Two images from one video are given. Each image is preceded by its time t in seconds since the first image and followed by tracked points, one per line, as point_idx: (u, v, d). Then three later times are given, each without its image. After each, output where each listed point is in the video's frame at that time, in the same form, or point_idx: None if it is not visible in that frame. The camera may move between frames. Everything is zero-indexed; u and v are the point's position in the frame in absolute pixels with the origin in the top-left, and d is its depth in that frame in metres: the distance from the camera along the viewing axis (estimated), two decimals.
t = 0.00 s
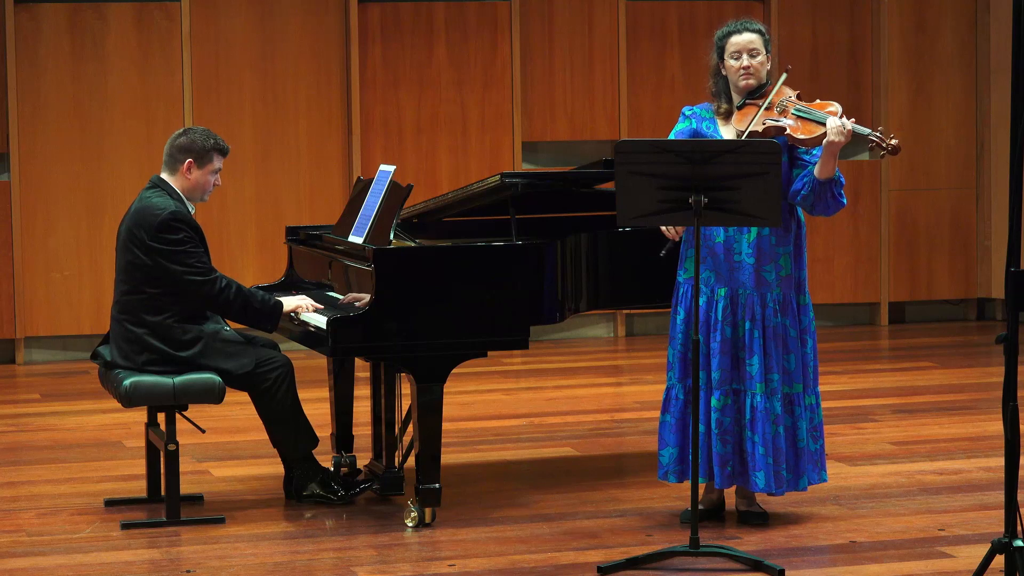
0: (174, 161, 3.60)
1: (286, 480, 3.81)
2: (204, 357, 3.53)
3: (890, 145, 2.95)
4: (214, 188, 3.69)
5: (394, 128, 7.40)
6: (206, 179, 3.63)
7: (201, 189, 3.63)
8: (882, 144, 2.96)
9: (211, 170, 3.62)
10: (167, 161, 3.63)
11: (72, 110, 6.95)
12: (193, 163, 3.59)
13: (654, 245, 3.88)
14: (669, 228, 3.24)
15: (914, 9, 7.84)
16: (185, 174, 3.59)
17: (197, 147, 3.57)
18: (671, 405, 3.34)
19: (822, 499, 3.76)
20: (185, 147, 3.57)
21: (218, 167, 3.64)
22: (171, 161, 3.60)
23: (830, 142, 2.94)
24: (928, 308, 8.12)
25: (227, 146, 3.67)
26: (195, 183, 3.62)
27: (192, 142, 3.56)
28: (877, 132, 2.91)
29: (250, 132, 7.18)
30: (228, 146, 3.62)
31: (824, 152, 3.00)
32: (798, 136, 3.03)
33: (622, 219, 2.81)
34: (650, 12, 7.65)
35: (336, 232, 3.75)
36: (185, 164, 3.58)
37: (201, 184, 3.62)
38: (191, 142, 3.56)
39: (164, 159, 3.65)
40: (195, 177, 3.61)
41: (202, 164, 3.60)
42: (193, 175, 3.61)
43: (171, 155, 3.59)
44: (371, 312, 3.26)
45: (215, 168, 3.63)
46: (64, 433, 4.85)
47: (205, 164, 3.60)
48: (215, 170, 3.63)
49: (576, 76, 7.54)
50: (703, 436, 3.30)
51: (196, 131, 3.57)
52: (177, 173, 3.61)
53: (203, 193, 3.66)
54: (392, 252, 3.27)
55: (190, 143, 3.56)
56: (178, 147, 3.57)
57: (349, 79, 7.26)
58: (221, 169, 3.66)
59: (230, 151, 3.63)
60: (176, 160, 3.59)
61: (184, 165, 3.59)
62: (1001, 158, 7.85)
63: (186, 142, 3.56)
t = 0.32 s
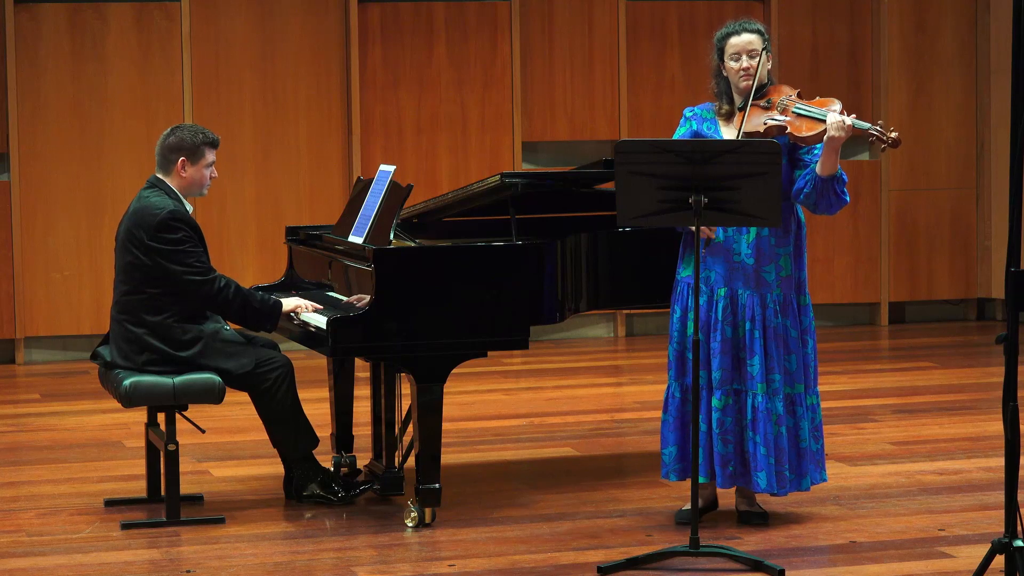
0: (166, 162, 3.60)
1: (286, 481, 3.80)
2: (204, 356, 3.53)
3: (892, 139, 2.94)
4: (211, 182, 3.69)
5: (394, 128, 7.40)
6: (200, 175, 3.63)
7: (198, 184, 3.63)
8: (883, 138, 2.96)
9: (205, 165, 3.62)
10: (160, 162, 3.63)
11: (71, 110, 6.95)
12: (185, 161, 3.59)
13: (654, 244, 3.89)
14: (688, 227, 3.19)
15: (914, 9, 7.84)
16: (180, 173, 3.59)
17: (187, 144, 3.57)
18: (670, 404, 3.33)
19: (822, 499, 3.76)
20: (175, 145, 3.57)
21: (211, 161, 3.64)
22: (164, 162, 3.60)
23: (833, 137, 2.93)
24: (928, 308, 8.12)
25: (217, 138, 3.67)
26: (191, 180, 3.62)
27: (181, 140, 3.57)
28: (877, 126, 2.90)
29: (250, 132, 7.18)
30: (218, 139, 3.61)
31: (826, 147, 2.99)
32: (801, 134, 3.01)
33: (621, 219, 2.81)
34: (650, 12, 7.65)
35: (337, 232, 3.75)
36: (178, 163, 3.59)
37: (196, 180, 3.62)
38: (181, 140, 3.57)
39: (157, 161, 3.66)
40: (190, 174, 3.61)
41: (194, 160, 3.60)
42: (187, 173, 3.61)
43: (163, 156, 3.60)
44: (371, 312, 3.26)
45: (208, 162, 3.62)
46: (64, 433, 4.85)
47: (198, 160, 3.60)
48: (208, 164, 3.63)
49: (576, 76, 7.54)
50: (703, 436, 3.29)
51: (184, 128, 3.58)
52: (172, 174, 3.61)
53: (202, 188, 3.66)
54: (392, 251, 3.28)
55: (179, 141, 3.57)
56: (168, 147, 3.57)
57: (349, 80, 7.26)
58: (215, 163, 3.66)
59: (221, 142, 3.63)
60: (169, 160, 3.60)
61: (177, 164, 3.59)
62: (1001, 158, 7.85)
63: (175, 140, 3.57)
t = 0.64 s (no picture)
0: (160, 164, 3.60)
1: (286, 481, 3.80)
2: (203, 356, 3.53)
3: (887, 134, 2.95)
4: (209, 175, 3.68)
5: (394, 128, 7.40)
6: (196, 170, 3.62)
7: (196, 179, 3.63)
8: (878, 133, 2.97)
9: (200, 160, 3.62)
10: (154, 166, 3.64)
11: (71, 110, 6.94)
12: (178, 159, 3.59)
13: (654, 243, 3.89)
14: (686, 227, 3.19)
15: (914, 8, 7.84)
16: (176, 172, 3.59)
17: (177, 141, 3.57)
18: (668, 404, 3.32)
19: (822, 499, 3.76)
20: (166, 145, 3.57)
21: (205, 154, 3.63)
22: (158, 166, 3.60)
23: (829, 138, 2.94)
24: (928, 307, 8.12)
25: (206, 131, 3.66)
26: (188, 177, 3.62)
27: (171, 138, 3.57)
28: (873, 122, 2.91)
29: (251, 132, 7.18)
30: (208, 131, 3.61)
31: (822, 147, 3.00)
32: (795, 133, 3.06)
33: (621, 219, 2.81)
34: (650, 12, 7.65)
35: (337, 232, 3.74)
36: (172, 162, 3.59)
37: (193, 176, 3.62)
38: (171, 138, 3.57)
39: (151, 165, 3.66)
40: (186, 171, 3.61)
41: (187, 157, 3.59)
42: (183, 170, 3.61)
43: (156, 158, 3.60)
44: (371, 312, 3.26)
45: (201, 156, 3.62)
46: (64, 433, 4.85)
47: (191, 156, 3.60)
48: (201, 158, 3.62)
49: (576, 76, 7.54)
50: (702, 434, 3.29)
51: (171, 127, 3.58)
52: (168, 175, 3.61)
53: (201, 183, 3.66)
54: (393, 251, 3.27)
55: (169, 140, 3.57)
56: (159, 149, 3.57)
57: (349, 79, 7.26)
58: (208, 156, 3.66)
59: (210, 134, 3.63)
60: (162, 162, 3.59)
61: (170, 163, 3.59)
62: (1001, 158, 7.85)
63: (166, 140, 3.57)
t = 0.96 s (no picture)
0: (158, 167, 3.60)
1: (286, 481, 3.80)
2: (203, 356, 3.52)
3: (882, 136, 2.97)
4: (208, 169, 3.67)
5: (394, 128, 7.40)
6: (194, 166, 3.62)
7: (196, 174, 3.62)
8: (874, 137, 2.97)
9: (195, 155, 3.61)
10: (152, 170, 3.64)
11: (71, 111, 6.94)
12: (174, 159, 3.59)
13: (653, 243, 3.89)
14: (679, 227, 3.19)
15: (915, 8, 7.83)
16: (176, 172, 3.59)
17: (169, 141, 3.57)
18: (662, 405, 3.32)
19: (822, 498, 3.75)
20: (160, 147, 3.57)
21: (200, 148, 3.62)
22: (156, 169, 3.60)
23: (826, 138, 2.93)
24: (928, 307, 8.12)
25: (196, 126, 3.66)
26: (188, 174, 3.61)
27: (163, 139, 3.57)
28: (868, 126, 2.92)
29: (251, 132, 7.18)
30: (198, 125, 3.60)
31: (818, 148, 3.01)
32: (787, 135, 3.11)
33: (622, 220, 2.81)
34: (651, 11, 7.66)
35: (337, 233, 3.74)
36: (169, 162, 3.59)
37: (192, 172, 3.61)
38: (162, 139, 3.57)
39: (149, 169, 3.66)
40: (184, 168, 3.60)
41: (182, 155, 3.59)
42: (181, 169, 3.61)
43: (152, 161, 3.60)
44: (371, 312, 3.26)
45: (196, 151, 3.61)
46: (64, 433, 4.85)
47: (186, 153, 3.59)
48: (196, 153, 3.61)
49: (576, 76, 7.53)
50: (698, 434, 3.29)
51: (160, 128, 3.58)
52: (168, 176, 3.62)
53: (201, 177, 3.65)
54: (393, 251, 3.27)
55: (162, 142, 3.57)
56: (155, 152, 3.58)
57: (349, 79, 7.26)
58: (204, 150, 3.65)
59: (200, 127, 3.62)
60: (159, 164, 3.60)
61: (167, 164, 3.59)
62: (1001, 159, 7.85)
63: (158, 142, 3.57)
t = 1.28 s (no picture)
0: (154, 168, 3.60)
1: (286, 481, 3.79)
2: (203, 356, 3.52)
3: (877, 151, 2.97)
4: (204, 166, 3.68)
5: (394, 128, 7.39)
6: (191, 163, 3.61)
7: (194, 171, 3.63)
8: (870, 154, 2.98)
9: (191, 151, 3.62)
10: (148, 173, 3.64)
11: (71, 111, 6.94)
12: (170, 159, 3.59)
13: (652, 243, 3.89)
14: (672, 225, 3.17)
15: (915, 7, 7.83)
16: (174, 172, 3.59)
17: (163, 141, 3.57)
18: (654, 407, 3.31)
19: (823, 499, 3.75)
20: (155, 148, 3.57)
21: (194, 146, 3.63)
22: (153, 170, 3.60)
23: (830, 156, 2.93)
24: (928, 307, 8.12)
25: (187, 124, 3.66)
26: (185, 172, 3.61)
27: (157, 139, 3.57)
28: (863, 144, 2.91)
29: (251, 132, 7.18)
30: (189, 121, 3.61)
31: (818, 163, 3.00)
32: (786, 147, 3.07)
33: (621, 219, 2.81)
34: (650, 11, 7.66)
35: (337, 233, 3.74)
36: (165, 162, 3.59)
37: (189, 170, 3.61)
38: (157, 139, 3.57)
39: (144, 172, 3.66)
40: (181, 166, 3.60)
41: (178, 153, 3.59)
42: (178, 168, 3.61)
43: (148, 164, 3.60)
44: (371, 312, 3.25)
45: (192, 149, 3.61)
46: (64, 433, 4.85)
47: (181, 151, 3.59)
48: (191, 150, 3.61)
49: (576, 75, 7.53)
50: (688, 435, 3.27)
51: (153, 129, 3.58)
52: (166, 176, 3.61)
53: (199, 174, 3.65)
54: (393, 251, 3.27)
55: (156, 143, 3.57)
56: (150, 155, 3.58)
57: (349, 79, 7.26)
58: (199, 147, 3.66)
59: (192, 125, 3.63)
60: (156, 166, 3.59)
61: (164, 164, 3.59)
62: (1001, 159, 7.85)
63: (153, 143, 3.57)
